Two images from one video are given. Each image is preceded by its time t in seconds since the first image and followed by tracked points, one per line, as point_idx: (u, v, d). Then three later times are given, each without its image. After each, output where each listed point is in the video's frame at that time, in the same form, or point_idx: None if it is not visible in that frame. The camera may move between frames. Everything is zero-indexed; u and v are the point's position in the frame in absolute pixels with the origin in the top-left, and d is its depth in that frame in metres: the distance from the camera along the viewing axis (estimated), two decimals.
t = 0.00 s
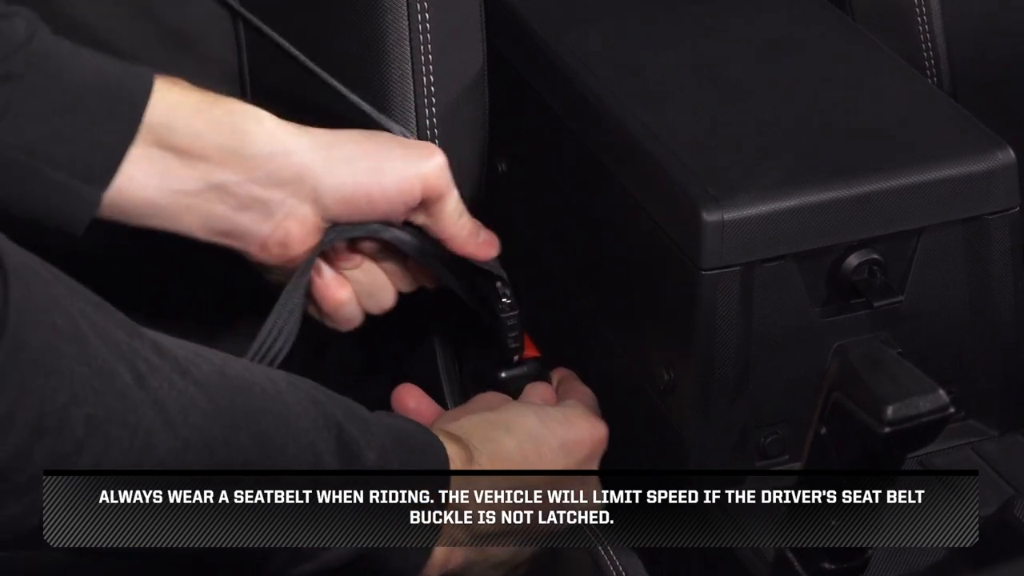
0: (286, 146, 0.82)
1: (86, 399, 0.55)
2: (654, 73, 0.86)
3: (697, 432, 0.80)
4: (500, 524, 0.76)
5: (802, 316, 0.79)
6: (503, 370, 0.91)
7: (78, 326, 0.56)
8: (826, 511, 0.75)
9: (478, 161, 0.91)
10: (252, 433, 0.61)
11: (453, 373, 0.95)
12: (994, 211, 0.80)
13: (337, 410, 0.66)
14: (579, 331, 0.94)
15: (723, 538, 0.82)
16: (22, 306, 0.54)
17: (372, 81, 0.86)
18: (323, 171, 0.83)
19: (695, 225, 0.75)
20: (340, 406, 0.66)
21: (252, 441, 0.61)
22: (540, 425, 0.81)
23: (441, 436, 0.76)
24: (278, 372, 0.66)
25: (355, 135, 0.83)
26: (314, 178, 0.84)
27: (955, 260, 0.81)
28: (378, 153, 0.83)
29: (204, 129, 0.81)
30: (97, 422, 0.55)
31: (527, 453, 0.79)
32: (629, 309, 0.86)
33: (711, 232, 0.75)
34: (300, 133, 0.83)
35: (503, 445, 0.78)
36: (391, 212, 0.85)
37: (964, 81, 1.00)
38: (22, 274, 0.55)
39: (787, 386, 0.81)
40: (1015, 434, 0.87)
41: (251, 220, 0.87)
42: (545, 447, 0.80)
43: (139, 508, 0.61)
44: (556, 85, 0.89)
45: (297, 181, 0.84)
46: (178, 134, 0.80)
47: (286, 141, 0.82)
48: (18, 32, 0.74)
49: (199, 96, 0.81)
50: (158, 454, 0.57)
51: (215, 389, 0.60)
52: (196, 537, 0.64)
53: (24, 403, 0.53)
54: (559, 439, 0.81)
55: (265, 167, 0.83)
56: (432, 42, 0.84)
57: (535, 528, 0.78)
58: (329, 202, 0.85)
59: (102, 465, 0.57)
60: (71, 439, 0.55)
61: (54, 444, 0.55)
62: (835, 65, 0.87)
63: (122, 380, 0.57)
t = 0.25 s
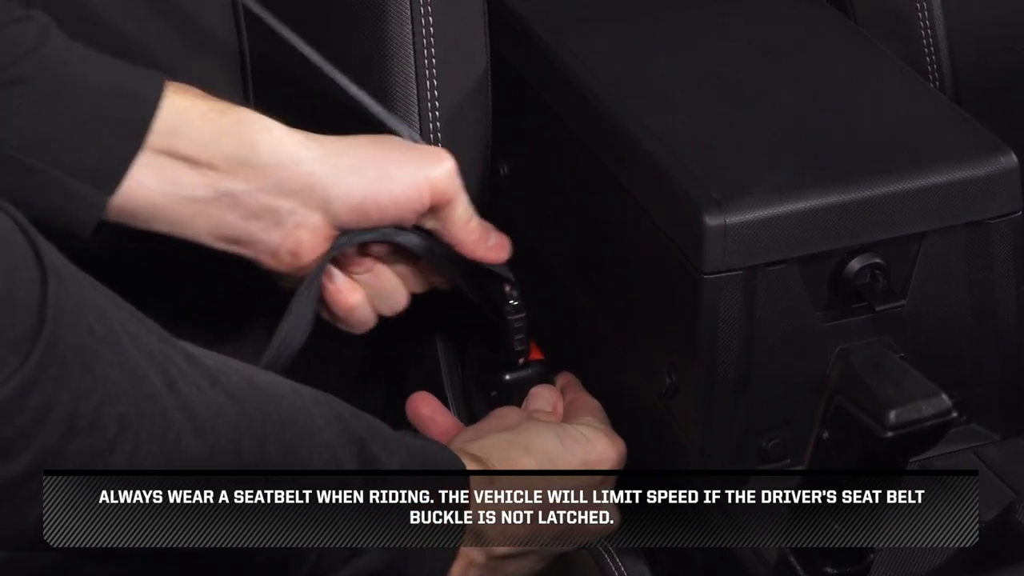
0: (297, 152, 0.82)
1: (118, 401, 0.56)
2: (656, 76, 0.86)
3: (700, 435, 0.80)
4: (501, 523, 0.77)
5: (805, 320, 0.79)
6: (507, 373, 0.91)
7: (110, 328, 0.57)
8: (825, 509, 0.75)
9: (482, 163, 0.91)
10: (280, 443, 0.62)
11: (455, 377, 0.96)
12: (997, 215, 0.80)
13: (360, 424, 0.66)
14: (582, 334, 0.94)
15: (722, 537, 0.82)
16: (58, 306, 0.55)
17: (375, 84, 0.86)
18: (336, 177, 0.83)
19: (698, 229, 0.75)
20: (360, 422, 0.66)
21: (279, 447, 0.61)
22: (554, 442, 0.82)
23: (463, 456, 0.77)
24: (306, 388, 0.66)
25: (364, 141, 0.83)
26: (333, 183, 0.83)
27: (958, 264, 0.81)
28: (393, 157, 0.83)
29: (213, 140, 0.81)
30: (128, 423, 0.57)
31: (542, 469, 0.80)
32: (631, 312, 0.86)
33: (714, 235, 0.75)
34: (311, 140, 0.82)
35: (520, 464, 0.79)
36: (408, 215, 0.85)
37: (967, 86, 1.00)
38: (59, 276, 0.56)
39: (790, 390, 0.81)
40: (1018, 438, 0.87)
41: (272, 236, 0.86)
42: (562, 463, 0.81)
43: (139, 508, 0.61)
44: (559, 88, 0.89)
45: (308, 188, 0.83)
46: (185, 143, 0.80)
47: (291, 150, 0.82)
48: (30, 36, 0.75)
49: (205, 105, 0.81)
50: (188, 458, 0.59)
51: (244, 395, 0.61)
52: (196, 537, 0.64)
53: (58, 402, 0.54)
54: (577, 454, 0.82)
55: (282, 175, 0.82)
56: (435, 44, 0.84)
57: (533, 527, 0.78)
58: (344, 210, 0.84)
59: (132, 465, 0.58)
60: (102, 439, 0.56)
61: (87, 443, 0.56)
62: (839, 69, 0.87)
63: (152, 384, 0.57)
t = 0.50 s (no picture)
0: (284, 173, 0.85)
1: (102, 394, 0.56)
2: (657, 76, 0.86)
3: (702, 435, 0.80)
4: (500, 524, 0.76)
5: (808, 321, 0.79)
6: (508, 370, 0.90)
7: (94, 319, 0.57)
8: (824, 509, 0.75)
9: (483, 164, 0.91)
10: (265, 437, 0.61)
11: (457, 377, 0.96)
12: (999, 217, 0.80)
13: (348, 420, 0.66)
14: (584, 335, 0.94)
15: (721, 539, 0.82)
16: (42, 296, 0.54)
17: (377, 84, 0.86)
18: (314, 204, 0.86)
19: (700, 229, 0.75)
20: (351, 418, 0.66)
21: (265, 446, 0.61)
22: (543, 430, 0.81)
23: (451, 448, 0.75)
24: (296, 385, 0.66)
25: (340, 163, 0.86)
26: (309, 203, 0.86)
27: (960, 264, 0.81)
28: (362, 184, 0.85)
29: (189, 159, 0.84)
30: (112, 417, 0.56)
31: (537, 462, 0.79)
32: (633, 312, 0.86)
33: (716, 237, 0.74)
34: (294, 160, 0.85)
35: (517, 452, 0.78)
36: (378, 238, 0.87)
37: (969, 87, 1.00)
38: (42, 266, 0.56)
39: (792, 391, 0.81)
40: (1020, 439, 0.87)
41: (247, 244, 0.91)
42: (553, 455, 0.80)
43: (138, 508, 0.61)
44: (560, 89, 0.89)
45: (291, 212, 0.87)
46: (164, 160, 0.84)
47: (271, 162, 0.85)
48: (15, 43, 0.77)
49: (191, 119, 0.84)
50: (170, 451, 0.58)
51: (229, 389, 0.61)
52: (196, 537, 0.64)
53: (42, 391, 0.54)
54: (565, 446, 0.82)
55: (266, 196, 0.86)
56: (438, 45, 0.84)
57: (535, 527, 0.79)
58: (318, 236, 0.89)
59: (115, 459, 0.57)
60: (85, 432, 0.56)
61: (69, 436, 0.55)
62: (839, 70, 0.87)
63: (135, 377, 0.57)
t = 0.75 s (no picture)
0: (255, 231, 0.73)
1: (67, 412, 0.55)
2: (658, 76, 0.86)
3: (704, 436, 0.80)
4: (500, 523, 0.76)
5: (810, 321, 0.79)
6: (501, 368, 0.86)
7: (52, 342, 0.56)
8: (824, 510, 0.76)
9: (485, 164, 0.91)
10: (230, 430, 0.60)
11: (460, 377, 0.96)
12: (1001, 216, 0.80)
13: (317, 415, 0.64)
14: (587, 335, 0.94)
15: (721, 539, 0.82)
16: None
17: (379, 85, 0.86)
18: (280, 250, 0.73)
19: (702, 229, 0.75)
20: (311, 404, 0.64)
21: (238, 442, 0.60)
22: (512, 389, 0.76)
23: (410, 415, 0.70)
24: (244, 375, 0.64)
25: (314, 207, 0.74)
26: (282, 262, 0.74)
27: (963, 264, 0.81)
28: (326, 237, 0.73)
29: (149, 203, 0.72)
30: (81, 434, 0.55)
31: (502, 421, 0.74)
32: (635, 312, 0.86)
33: (718, 237, 0.74)
34: (265, 205, 0.73)
35: (483, 417, 0.73)
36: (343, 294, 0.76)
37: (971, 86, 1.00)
38: None
39: (794, 391, 0.80)
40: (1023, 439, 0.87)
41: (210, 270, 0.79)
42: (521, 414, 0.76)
43: (140, 508, 0.61)
44: (562, 88, 0.90)
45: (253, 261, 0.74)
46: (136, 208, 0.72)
47: (240, 221, 0.73)
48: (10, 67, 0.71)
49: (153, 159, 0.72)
50: (145, 458, 0.57)
51: (187, 393, 0.60)
52: (197, 537, 0.64)
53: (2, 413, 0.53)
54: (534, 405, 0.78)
55: (233, 253, 0.74)
56: (440, 46, 0.85)
57: (533, 526, 0.78)
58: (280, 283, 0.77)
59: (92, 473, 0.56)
60: (57, 452, 0.55)
61: (40, 458, 0.54)
62: (840, 69, 0.87)
63: (100, 389, 0.56)
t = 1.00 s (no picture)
0: (316, 207, 0.81)
1: (89, 384, 0.54)
2: (659, 76, 0.86)
3: (706, 436, 0.80)
4: (500, 524, 0.76)
5: (811, 322, 0.79)
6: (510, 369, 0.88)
7: (67, 316, 0.55)
8: (824, 509, 0.75)
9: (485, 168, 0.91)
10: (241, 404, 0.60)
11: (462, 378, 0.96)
12: (1003, 217, 0.80)
13: (330, 411, 0.64)
14: (588, 336, 0.94)
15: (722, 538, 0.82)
16: (18, 290, 0.52)
17: (381, 85, 0.86)
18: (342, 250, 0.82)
19: (703, 230, 0.75)
20: (312, 388, 0.65)
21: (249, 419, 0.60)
22: (514, 374, 0.79)
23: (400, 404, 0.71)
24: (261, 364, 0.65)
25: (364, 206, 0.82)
26: (333, 240, 0.82)
27: (964, 264, 0.81)
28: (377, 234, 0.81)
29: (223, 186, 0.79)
30: (105, 405, 0.55)
31: (502, 408, 0.77)
32: (636, 313, 0.86)
33: (719, 237, 0.74)
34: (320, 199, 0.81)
35: (480, 403, 0.76)
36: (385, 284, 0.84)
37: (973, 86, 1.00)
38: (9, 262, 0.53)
39: (795, 392, 0.80)
40: None
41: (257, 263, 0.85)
42: (520, 402, 0.78)
43: (140, 508, 0.62)
44: (563, 89, 0.90)
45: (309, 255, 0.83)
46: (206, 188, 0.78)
47: (302, 194, 0.80)
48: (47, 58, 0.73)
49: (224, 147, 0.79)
50: (167, 427, 0.57)
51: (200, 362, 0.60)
52: (197, 537, 0.65)
53: (31, 389, 0.52)
54: (535, 394, 0.80)
55: (293, 228, 0.81)
56: (442, 48, 0.85)
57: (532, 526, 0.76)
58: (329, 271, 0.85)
59: (115, 445, 0.56)
60: (82, 423, 0.54)
61: (62, 432, 0.54)
62: (841, 70, 0.87)
63: (117, 358, 0.56)
